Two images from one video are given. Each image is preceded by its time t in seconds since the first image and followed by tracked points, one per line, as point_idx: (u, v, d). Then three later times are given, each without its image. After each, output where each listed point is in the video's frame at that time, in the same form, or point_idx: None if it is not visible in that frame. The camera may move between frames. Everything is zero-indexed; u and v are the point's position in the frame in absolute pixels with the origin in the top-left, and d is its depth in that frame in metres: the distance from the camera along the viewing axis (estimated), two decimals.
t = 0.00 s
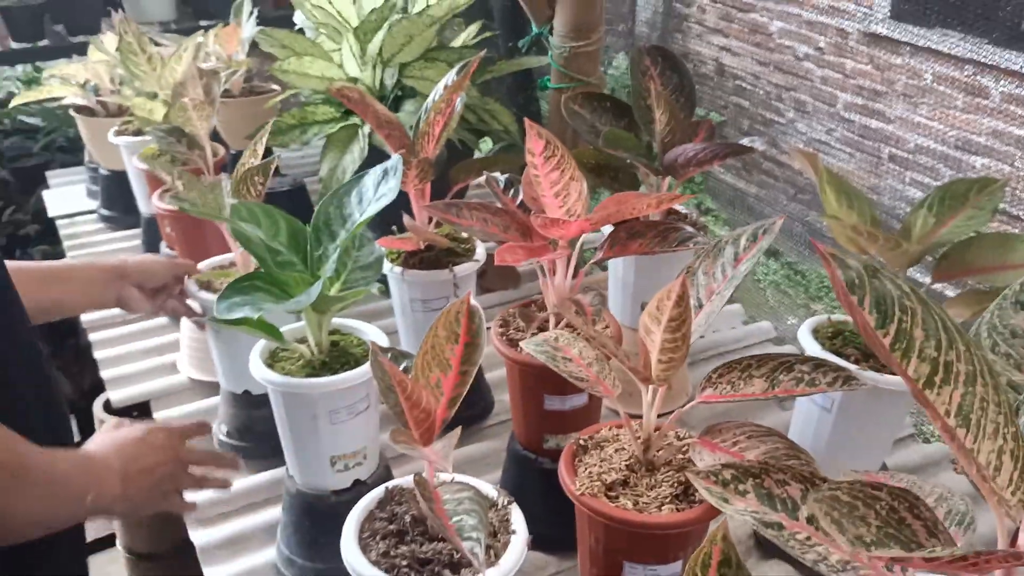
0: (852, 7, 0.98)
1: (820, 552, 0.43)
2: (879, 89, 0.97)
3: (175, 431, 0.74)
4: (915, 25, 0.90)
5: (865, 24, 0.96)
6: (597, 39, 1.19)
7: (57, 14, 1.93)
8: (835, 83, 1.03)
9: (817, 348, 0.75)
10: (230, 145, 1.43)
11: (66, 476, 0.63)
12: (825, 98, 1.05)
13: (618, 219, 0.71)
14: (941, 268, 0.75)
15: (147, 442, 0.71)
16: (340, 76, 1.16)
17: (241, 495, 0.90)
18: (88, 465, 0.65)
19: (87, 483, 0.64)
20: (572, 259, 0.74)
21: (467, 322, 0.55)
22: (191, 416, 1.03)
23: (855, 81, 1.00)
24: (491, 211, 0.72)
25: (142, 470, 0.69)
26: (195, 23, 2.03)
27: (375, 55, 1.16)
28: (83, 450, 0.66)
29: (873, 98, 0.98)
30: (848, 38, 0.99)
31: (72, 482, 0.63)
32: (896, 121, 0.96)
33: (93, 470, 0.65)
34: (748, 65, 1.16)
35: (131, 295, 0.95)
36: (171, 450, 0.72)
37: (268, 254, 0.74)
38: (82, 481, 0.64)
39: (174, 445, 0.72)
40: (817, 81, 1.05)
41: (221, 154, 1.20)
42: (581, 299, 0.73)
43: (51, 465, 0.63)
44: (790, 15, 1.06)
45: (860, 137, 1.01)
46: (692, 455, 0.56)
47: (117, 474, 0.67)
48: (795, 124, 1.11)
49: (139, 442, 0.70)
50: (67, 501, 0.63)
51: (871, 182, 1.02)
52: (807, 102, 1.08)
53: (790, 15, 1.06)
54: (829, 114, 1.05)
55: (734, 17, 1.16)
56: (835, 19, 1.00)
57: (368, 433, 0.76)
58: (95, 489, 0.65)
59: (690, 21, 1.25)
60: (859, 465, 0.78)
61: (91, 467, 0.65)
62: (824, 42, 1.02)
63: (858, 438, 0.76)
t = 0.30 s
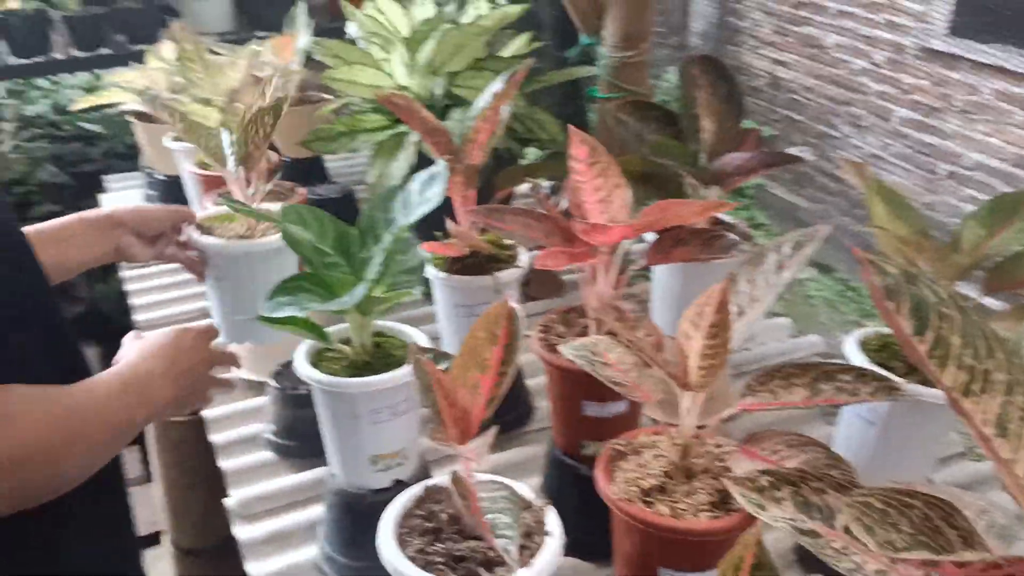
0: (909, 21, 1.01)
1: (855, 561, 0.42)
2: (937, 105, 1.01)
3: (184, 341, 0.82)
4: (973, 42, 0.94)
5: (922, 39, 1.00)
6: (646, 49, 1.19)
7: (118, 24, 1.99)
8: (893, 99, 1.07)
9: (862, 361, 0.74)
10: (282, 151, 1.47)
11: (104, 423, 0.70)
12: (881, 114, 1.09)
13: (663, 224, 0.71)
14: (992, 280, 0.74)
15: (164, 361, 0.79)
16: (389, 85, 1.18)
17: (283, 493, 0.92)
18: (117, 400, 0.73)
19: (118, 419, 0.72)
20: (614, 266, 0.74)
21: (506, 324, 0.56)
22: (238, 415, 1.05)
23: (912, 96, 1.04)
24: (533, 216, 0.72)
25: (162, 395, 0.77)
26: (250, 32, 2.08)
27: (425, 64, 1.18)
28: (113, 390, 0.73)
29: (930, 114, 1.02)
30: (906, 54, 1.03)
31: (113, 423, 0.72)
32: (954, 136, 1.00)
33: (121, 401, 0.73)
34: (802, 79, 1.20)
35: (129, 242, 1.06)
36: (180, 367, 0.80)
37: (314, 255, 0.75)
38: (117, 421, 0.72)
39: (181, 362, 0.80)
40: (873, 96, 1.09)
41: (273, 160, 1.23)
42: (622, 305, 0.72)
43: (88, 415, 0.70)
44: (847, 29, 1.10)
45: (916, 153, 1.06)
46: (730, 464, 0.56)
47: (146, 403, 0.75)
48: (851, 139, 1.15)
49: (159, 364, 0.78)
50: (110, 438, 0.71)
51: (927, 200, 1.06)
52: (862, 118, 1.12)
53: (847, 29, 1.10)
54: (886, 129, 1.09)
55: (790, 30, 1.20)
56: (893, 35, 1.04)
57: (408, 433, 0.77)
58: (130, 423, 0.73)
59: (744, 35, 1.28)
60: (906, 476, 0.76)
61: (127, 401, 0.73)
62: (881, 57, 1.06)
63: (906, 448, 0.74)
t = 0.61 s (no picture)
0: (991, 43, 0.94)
1: None
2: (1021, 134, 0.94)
3: (234, 256, 0.80)
4: None
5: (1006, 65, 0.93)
6: (710, 80, 1.18)
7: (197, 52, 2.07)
8: (973, 126, 1.00)
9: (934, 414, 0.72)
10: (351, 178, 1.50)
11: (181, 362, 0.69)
12: (962, 141, 1.02)
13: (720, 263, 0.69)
14: None
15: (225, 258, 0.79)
16: (454, 116, 1.20)
17: (340, 522, 0.92)
18: (205, 299, 0.76)
19: (214, 296, 0.77)
20: (672, 306, 0.74)
21: (560, 368, 0.55)
22: (300, 440, 1.07)
23: (994, 124, 0.97)
24: (594, 257, 0.71)
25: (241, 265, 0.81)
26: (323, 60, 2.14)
27: (490, 96, 1.18)
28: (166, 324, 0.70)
29: (1013, 142, 0.95)
30: (987, 79, 0.96)
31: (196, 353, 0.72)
32: None
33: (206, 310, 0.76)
34: (877, 103, 1.13)
35: (95, 177, 0.93)
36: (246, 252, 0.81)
37: (374, 289, 0.75)
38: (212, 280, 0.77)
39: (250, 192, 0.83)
40: (952, 122, 1.02)
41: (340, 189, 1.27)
42: (680, 347, 0.76)
43: (158, 392, 0.65)
44: (925, 53, 1.03)
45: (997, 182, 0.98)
46: (789, 520, 0.55)
47: (227, 261, 0.79)
48: (928, 166, 1.08)
49: (217, 286, 0.78)
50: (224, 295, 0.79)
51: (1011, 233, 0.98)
52: (940, 144, 1.05)
53: (925, 54, 1.03)
54: (965, 158, 1.02)
55: (864, 54, 1.13)
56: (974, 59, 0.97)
57: (463, 469, 0.77)
58: (222, 304, 0.79)
59: (818, 58, 1.21)
60: (973, 539, 0.74)
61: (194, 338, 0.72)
62: (961, 81, 0.99)
63: (978, 510, 0.72)
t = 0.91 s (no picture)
0: None
1: None
2: None
3: (251, 250, 0.78)
4: None
5: None
6: (744, 112, 1.16)
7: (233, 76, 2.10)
8: (1011, 148, 0.96)
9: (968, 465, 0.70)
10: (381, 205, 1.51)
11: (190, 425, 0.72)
12: (999, 161, 0.98)
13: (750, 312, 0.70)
14: None
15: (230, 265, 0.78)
16: (482, 148, 1.20)
17: (362, 556, 0.92)
18: (202, 327, 0.78)
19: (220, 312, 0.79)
20: (699, 353, 0.72)
21: (582, 421, 0.55)
22: (323, 471, 1.07)
23: None
24: (619, 299, 0.72)
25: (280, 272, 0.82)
26: (356, 84, 2.16)
27: (518, 128, 1.18)
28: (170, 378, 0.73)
29: None
30: None
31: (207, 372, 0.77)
32: None
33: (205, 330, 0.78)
34: (912, 127, 1.10)
35: (53, 155, 1.01)
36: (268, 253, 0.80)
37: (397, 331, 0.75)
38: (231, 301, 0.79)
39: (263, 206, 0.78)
40: (990, 144, 0.99)
41: (368, 218, 1.27)
42: (707, 395, 0.74)
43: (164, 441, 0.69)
44: (960, 74, 1.00)
45: None
46: None
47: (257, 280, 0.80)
48: (966, 187, 1.04)
49: (231, 293, 0.79)
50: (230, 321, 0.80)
51: None
52: (979, 165, 1.01)
53: (960, 74, 1.00)
54: (1004, 181, 0.98)
55: (898, 75, 1.10)
56: (1012, 80, 0.94)
57: (485, 512, 0.77)
58: (244, 317, 0.81)
59: (854, 78, 1.18)
60: None
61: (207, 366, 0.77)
62: (999, 103, 0.96)
63: (1009, 564, 0.70)
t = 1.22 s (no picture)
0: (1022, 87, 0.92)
1: None
2: None
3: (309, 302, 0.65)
4: None
5: None
6: (738, 139, 1.16)
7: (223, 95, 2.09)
8: (1000, 165, 0.97)
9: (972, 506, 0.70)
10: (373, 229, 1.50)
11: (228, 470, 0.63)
12: (989, 178, 0.99)
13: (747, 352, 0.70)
14: None
15: (294, 310, 0.65)
16: (477, 175, 1.20)
17: None
18: (257, 395, 0.64)
19: (275, 375, 0.65)
20: (698, 395, 0.72)
21: (582, 473, 0.56)
22: (314, 504, 1.05)
23: None
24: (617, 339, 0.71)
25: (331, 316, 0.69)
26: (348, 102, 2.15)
27: (512, 155, 1.18)
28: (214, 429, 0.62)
29: None
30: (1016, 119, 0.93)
31: (247, 456, 0.64)
32: None
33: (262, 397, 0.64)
34: (904, 142, 1.09)
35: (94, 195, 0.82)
36: (325, 293, 0.67)
37: (393, 371, 0.74)
38: (285, 358, 0.65)
39: (331, 239, 0.66)
40: (981, 160, 0.99)
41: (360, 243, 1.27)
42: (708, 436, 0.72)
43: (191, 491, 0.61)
44: (952, 91, 1.00)
45: None
46: None
47: (312, 332, 0.67)
48: (954, 204, 1.04)
49: (286, 346, 0.65)
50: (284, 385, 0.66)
51: None
52: (968, 182, 1.01)
53: (951, 91, 1.00)
54: (994, 198, 0.98)
55: (889, 91, 1.09)
56: (1005, 98, 0.94)
57: (481, 554, 0.75)
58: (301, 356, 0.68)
59: (843, 93, 1.16)
60: None
61: (254, 443, 0.64)
62: (991, 120, 0.96)
63: None
